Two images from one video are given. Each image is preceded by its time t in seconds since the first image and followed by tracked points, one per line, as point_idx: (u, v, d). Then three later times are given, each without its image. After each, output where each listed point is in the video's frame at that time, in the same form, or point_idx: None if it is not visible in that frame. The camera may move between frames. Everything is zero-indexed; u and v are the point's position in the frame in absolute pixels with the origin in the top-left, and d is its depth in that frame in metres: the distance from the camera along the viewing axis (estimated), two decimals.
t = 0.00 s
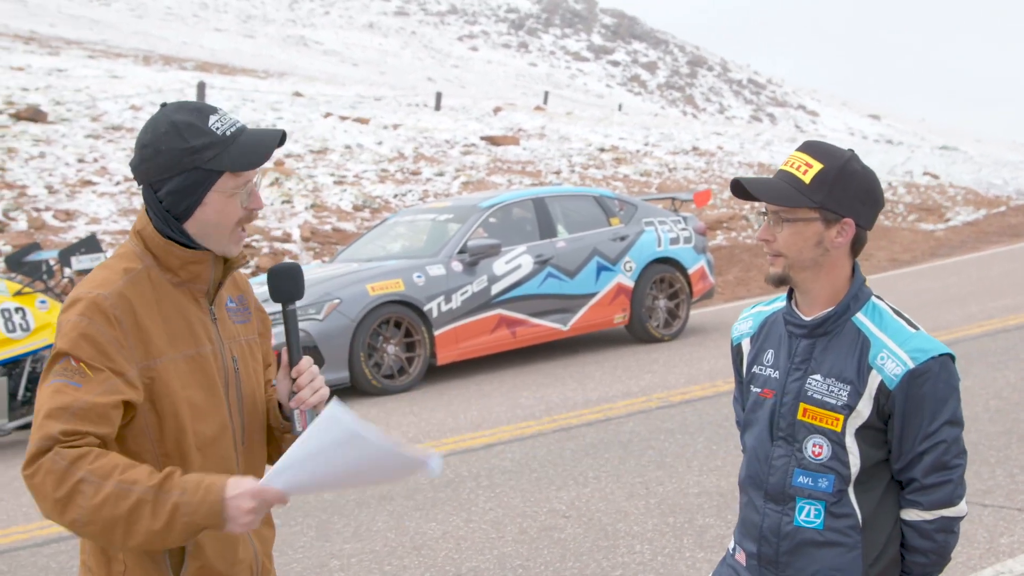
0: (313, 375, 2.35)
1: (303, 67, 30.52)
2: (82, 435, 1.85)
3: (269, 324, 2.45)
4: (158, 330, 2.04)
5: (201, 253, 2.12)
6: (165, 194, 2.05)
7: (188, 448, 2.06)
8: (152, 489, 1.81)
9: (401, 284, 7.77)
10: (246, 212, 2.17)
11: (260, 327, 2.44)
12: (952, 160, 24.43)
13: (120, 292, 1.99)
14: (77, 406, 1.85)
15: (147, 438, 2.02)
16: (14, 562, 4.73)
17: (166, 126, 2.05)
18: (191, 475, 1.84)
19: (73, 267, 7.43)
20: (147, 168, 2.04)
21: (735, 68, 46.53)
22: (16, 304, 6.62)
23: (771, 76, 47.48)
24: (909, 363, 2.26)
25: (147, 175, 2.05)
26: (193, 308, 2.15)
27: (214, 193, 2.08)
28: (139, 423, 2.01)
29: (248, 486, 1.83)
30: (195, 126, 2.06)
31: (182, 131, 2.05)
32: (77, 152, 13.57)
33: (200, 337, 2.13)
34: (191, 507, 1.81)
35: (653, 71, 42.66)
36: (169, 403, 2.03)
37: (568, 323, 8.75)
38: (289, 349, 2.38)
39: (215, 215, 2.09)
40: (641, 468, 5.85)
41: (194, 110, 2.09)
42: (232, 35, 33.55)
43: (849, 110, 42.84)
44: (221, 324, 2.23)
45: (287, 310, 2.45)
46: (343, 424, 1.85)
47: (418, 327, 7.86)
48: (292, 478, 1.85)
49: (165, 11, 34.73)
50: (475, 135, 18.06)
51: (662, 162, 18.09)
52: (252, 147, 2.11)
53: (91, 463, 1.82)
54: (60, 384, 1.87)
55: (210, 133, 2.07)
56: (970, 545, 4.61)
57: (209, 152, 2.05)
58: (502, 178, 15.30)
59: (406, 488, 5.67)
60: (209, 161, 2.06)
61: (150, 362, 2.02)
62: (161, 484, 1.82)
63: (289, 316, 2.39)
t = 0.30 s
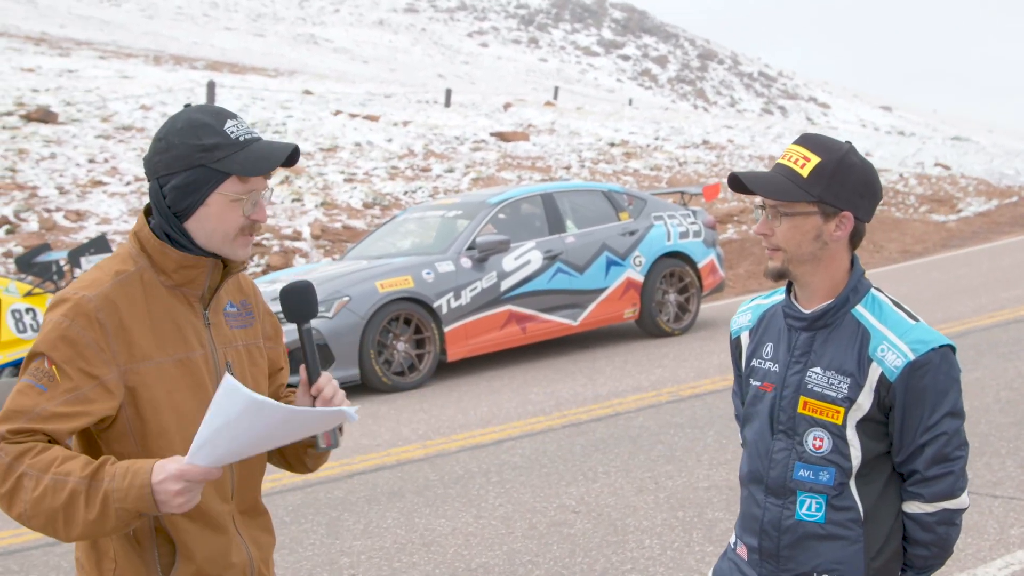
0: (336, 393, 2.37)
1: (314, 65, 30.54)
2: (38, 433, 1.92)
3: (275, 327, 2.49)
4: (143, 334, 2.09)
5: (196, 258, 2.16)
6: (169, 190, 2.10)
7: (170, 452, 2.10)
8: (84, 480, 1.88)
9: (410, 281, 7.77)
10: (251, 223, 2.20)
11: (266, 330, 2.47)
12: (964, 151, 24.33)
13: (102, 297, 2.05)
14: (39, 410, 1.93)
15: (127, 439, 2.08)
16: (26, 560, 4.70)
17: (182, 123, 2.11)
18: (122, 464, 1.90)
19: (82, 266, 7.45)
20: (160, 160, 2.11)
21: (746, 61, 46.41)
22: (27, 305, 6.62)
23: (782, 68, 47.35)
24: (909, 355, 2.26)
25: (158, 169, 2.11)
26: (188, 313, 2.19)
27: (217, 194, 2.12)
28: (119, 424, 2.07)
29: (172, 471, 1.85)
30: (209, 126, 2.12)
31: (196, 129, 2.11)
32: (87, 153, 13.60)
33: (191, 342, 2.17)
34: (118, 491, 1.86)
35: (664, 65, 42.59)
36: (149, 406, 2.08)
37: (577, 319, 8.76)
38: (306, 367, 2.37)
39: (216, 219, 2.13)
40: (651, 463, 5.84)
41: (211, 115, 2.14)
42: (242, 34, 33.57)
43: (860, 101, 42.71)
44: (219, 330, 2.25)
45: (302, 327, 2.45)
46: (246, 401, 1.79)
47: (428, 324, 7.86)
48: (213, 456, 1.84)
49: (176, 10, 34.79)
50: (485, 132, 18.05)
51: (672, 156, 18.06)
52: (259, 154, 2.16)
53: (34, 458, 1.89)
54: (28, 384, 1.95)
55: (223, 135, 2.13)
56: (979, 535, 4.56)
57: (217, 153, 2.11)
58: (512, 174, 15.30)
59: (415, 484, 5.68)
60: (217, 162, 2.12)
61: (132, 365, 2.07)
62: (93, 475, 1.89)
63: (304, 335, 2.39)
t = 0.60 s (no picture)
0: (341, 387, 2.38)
1: (325, 62, 30.56)
2: (54, 452, 1.95)
3: (277, 319, 2.48)
4: (143, 334, 2.10)
5: (193, 254, 2.17)
6: (164, 191, 2.11)
7: (174, 453, 2.11)
8: (104, 500, 1.92)
9: (419, 278, 7.76)
10: (247, 216, 2.23)
11: (268, 322, 2.47)
12: (975, 150, 24.26)
13: (101, 299, 2.05)
14: (49, 427, 1.95)
15: (130, 444, 2.09)
16: (32, 555, 4.72)
17: (170, 123, 2.10)
18: (138, 481, 1.94)
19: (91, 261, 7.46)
20: (149, 164, 2.10)
21: (758, 59, 46.31)
22: (36, 301, 6.62)
23: (793, 66, 47.26)
24: (911, 354, 2.25)
25: (149, 171, 2.10)
26: (187, 310, 2.19)
27: (212, 194, 2.13)
28: (122, 427, 2.08)
29: (190, 490, 1.89)
30: (198, 126, 2.11)
31: (186, 130, 2.10)
32: (98, 149, 13.61)
33: (191, 339, 2.17)
34: (138, 511, 1.91)
35: (676, 63, 42.53)
36: (152, 409, 2.09)
37: (586, 316, 8.76)
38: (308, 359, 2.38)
39: (212, 218, 2.15)
40: (658, 461, 5.83)
41: (200, 110, 2.14)
42: (253, 31, 33.59)
43: (872, 100, 42.62)
44: (218, 327, 2.25)
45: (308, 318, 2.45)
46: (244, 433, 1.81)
47: (436, 321, 7.87)
48: (226, 475, 1.87)
49: (188, 7, 34.83)
50: (496, 129, 18.05)
51: (682, 154, 18.03)
52: (252, 152, 2.16)
53: (52, 479, 1.93)
54: (35, 399, 1.96)
55: (212, 133, 2.12)
56: (985, 535, 4.54)
57: (210, 153, 2.11)
58: (522, 171, 15.29)
59: (422, 481, 5.69)
60: (210, 162, 2.12)
61: (133, 365, 2.08)
62: (112, 493, 1.93)
63: (309, 323, 2.41)
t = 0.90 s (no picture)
0: (330, 377, 2.35)
1: (336, 60, 30.58)
2: (76, 458, 1.95)
3: (281, 319, 2.46)
4: (155, 333, 2.08)
5: (204, 254, 2.16)
6: (182, 193, 2.08)
7: (181, 453, 2.10)
8: (133, 512, 1.93)
9: (429, 276, 7.76)
10: (264, 216, 2.22)
11: (272, 322, 2.44)
12: (987, 146, 24.19)
13: (113, 299, 2.02)
14: (69, 432, 1.94)
15: (139, 445, 2.08)
16: (44, 553, 4.73)
17: (185, 125, 2.07)
18: (169, 492, 1.95)
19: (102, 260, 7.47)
20: (165, 167, 2.07)
21: (769, 56, 46.23)
22: (49, 299, 6.63)
23: (805, 63, 47.16)
24: (916, 352, 2.24)
25: (165, 173, 2.07)
26: (196, 310, 2.18)
27: (232, 193, 2.12)
28: (133, 427, 2.07)
29: (223, 504, 1.92)
30: (215, 127, 2.08)
31: (202, 130, 2.07)
32: (110, 148, 13.64)
33: (200, 339, 2.16)
34: (169, 524, 1.92)
35: (686, 59, 42.48)
36: (163, 409, 2.08)
37: (596, 314, 8.75)
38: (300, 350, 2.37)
39: (231, 218, 2.13)
40: (668, 459, 5.83)
41: (217, 111, 2.11)
42: (264, 29, 33.62)
43: (884, 96, 42.54)
44: (226, 326, 2.25)
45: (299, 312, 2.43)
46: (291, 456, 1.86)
47: (446, 319, 7.87)
48: (260, 493, 1.92)
49: (199, 6, 34.90)
50: (507, 127, 18.04)
51: (693, 151, 18.02)
52: (269, 150, 2.14)
53: (77, 486, 1.93)
54: (51, 404, 1.94)
55: (230, 134, 2.10)
56: (996, 532, 4.52)
57: (228, 154, 2.08)
58: (533, 169, 15.29)
59: (432, 479, 5.69)
60: (229, 162, 2.09)
61: (146, 364, 2.07)
62: (141, 505, 1.94)
63: (299, 316, 2.39)
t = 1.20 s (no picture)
0: (348, 375, 2.34)
1: (349, 61, 30.63)
2: (102, 459, 1.95)
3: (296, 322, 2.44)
4: (175, 333, 2.07)
5: (225, 255, 2.14)
6: (209, 194, 2.08)
7: (196, 454, 2.08)
8: (170, 512, 1.94)
9: (441, 276, 7.77)
10: (288, 217, 2.22)
11: (287, 324, 2.43)
12: (1001, 146, 24.13)
13: (136, 298, 2.01)
14: (96, 432, 1.94)
15: (156, 444, 2.07)
16: (58, 553, 4.74)
17: (215, 125, 2.07)
18: (205, 491, 1.97)
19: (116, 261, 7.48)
20: (193, 165, 2.07)
21: (782, 55, 46.16)
22: (62, 300, 6.68)
23: (818, 62, 47.09)
24: (924, 350, 2.24)
25: (193, 172, 2.07)
26: (214, 310, 2.17)
27: (258, 197, 2.12)
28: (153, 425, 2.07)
29: (260, 505, 1.95)
30: (245, 129, 2.09)
31: (231, 132, 2.08)
32: (124, 149, 13.68)
33: (218, 340, 2.15)
34: (206, 523, 1.95)
35: (700, 59, 42.44)
36: (180, 410, 2.07)
37: (609, 314, 8.75)
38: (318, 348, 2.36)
39: (257, 220, 2.13)
40: (681, 459, 5.82)
41: (246, 112, 2.11)
42: (278, 30, 33.69)
43: (898, 96, 42.43)
44: (243, 328, 2.23)
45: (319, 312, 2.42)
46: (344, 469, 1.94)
47: (459, 319, 7.88)
48: (295, 496, 1.96)
49: (213, 7, 34.96)
50: (519, 127, 18.05)
51: (706, 151, 18.01)
52: (298, 154, 2.14)
53: (110, 488, 1.94)
54: (75, 405, 1.93)
55: (259, 137, 2.11)
56: (1008, 532, 4.51)
57: (258, 156, 2.08)
58: (546, 169, 15.29)
59: (444, 479, 5.70)
60: (257, 165, 2.09)
61: (166, 364, 2.06)
62: (178, 505, 1.95)
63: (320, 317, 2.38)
